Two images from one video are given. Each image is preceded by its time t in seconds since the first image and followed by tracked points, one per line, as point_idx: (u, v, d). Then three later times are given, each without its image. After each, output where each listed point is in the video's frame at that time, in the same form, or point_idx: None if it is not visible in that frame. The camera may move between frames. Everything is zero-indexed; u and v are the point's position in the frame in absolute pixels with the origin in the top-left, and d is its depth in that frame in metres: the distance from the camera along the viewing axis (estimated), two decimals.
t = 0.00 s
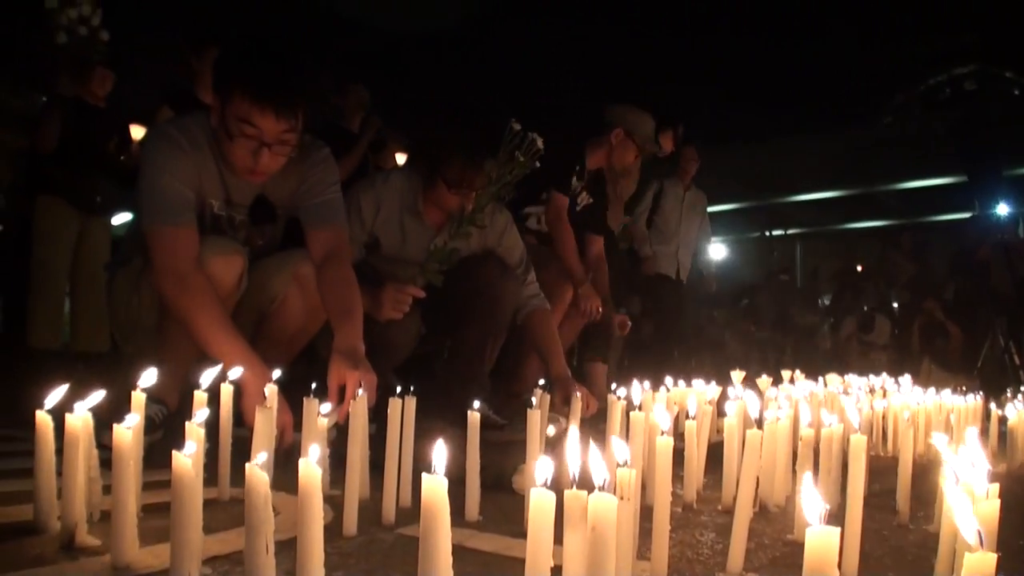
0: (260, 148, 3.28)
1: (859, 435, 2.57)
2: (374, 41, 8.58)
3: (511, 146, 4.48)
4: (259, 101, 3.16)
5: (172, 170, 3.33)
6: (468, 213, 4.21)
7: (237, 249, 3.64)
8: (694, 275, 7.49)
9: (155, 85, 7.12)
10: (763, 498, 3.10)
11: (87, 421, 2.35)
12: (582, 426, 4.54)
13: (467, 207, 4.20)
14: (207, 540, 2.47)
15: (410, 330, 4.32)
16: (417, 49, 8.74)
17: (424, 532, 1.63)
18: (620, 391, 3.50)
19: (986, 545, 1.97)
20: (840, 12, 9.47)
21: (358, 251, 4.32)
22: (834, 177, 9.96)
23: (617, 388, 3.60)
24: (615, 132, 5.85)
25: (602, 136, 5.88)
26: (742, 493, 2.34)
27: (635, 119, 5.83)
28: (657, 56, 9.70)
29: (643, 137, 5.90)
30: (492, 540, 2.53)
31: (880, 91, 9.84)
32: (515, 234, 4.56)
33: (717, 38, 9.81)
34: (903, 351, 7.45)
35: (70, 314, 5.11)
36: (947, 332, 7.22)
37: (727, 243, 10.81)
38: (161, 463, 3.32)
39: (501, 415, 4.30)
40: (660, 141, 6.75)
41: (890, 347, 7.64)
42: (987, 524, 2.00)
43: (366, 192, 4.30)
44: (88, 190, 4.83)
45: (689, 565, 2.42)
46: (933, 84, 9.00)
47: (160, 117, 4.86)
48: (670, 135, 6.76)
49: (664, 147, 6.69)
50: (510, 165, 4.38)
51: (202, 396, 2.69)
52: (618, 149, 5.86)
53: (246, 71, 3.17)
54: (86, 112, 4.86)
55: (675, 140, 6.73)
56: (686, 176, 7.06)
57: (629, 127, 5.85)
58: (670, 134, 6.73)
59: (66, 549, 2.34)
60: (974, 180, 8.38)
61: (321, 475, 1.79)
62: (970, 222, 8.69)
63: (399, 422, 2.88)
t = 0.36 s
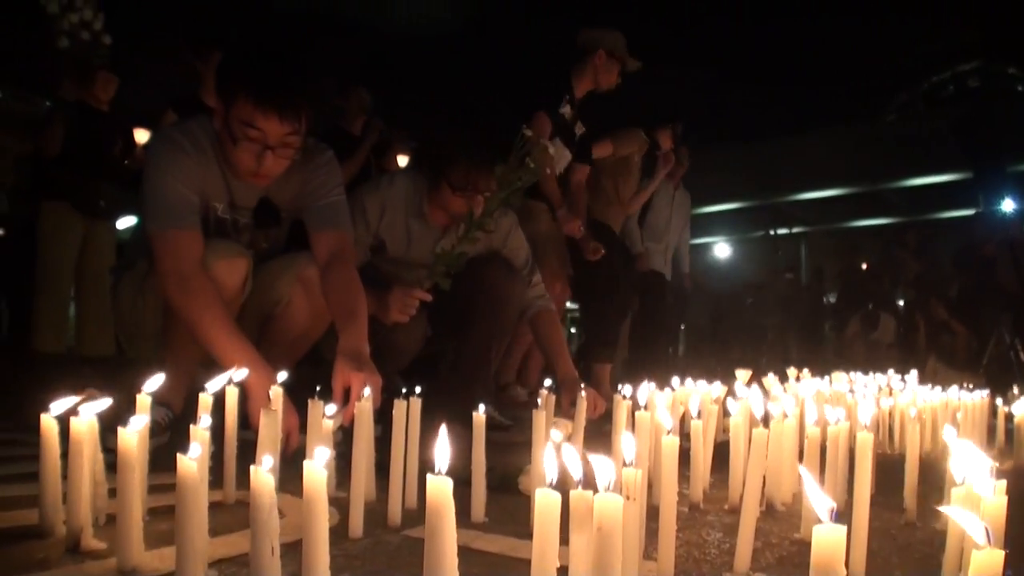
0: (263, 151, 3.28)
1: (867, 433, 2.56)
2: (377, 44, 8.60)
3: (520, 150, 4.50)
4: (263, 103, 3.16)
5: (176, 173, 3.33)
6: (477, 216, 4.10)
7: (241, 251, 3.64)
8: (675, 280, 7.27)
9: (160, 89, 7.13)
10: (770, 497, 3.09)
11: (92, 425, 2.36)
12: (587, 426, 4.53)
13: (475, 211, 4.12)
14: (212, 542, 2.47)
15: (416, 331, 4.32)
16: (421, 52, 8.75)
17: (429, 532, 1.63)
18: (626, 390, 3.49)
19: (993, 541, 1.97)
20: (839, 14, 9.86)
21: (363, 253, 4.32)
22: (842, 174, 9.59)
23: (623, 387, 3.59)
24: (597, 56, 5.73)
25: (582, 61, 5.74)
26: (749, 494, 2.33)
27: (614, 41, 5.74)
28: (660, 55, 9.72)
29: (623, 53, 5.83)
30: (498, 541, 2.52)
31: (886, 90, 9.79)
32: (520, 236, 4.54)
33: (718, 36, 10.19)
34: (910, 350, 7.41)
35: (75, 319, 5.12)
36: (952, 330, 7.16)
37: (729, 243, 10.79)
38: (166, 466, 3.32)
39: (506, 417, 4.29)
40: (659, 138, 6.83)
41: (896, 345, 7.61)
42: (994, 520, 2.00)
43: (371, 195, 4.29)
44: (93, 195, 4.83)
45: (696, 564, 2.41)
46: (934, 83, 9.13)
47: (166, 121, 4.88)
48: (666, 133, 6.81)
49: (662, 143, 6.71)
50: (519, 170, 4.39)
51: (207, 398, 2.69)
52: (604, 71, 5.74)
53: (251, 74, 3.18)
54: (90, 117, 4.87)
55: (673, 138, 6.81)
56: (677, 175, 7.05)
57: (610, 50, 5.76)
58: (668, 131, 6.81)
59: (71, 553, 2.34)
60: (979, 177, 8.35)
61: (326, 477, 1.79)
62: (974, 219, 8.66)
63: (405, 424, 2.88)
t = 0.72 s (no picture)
0: (268, 154, 3.28)
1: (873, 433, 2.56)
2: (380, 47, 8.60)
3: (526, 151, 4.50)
4: (268, 107, 3.16)
5: (182, 177, 3.33)
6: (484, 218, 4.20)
7: (247, 254, 3.64)
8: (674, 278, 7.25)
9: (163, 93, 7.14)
10: (778, 498, 3.07)
11: (97, 429, 2.34)
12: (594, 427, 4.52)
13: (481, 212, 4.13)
14: (218, 545, 2.46)
15: (423, 333, 4.33)
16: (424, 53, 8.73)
17: (435, 535, 1.62)
18: (631, 391, 3.49)
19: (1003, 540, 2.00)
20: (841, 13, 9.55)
21: (369, 255, 4.33)
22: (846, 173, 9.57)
23: (628, 389, 3.59)
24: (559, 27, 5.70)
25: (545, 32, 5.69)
26: (756, 495, 2.32)
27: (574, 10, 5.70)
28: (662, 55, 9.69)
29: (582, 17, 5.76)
30: (504, 544, 2.51)
31: (887, 90, 9.83)
32: (527, 238, 4.54)
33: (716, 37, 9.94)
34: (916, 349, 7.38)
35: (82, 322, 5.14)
36: (959, 329, 7.10)
37: (733, 242, 10.69)
38: (171, 470, 3.32)
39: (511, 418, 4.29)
40: (638, 136, 6.83)
41: (902, 344, 7.58)
42: (1002, 519, 2.05)
43: (377, 197, 4.29)
44: (97, 198, 4.83)
45: (703, 566, 2.39)
46: (940, 80, 9.17)
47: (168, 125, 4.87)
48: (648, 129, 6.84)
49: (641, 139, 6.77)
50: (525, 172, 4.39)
51: (212, 401, 2.68)
52: (569, 35, 5.70)
53: (255, 78, 3.18)
54: (93, 121, 4.87)
55: (653, 133, 6.83)
56: (670, 170, 7.13)
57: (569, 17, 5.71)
58: (647, 127, 6.85)
59: (78, 557, 2.34)
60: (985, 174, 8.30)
61: (332, 480, 1.79)
62: (981, 216, 8.61)
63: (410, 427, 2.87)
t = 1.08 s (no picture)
0: (273, 158, 3.28)
1: (882, 434, 2.54)
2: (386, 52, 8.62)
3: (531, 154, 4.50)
4: (272, 112, 3.16)
5: (187, 183, 3.34)
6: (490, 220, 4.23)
7: (254, 260, 3.64)
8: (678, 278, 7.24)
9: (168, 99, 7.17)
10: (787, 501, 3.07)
11: (105, 434, 2.34)
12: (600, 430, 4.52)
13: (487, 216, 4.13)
14: (226, 550, 2.46)
15: (431, 338, 4.35)
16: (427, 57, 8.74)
17: (444, 539, 1.62)
18: (638, 394, 3.48)
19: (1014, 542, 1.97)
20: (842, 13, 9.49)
21: (375, 260, 4.29)
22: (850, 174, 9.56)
23: (634, 392, 3.58)
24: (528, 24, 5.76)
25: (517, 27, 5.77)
26: (765, 498, 2.31)
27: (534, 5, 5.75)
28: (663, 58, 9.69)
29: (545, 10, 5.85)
30: (511, 548, 2.51)
31: (888, 91, 9.92)
32: (533, 241, 4.54)
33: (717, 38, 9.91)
34: (922, 350, 7.33)
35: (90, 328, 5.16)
36: (965, 329, 7.07)
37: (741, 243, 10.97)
38: (178, 475, 3.32)
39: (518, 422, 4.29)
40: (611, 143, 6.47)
41: (909, 345, 7.54)
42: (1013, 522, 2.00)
43: (383, 202, 4.28)
44: (103, 203, 4.85)
45: (712, 569, 2.38)
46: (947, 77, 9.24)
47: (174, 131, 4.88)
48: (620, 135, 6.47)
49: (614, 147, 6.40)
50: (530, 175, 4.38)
51: (220, 406, 2.68)
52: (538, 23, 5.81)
53: (258, 83, 3.18)
54: (99, 128, 4.89)
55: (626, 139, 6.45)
56: (661, 167, 6.69)
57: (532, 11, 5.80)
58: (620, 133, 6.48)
59: (85, 562, 2.35)
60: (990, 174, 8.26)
61: (339, 485, 1.78)
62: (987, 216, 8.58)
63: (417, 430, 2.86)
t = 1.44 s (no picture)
0: (277, 165, 3.28)
1: (888, 438, 2.53)
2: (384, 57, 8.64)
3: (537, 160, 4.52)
4: (276, 118, 3.17)
5: (191, 191, 3.34)
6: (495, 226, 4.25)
7: (259, 266, 3.65)
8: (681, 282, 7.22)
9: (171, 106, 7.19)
10: (794, 506, 3.06)
11: (110, 441, 2.33)
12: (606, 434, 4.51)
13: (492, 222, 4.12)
14: (232, 558, 2.46)
15: (436, 343, 4.35)
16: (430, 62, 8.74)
17: (450, 546, 1.62)
18: (644, 399, 3.47)
19: None
20: (843, 14, 9.44)
21: (381, 265, 4.33)
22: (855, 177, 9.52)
23: (640, 397, 3.57)
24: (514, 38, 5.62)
25: (504, 43, 5.63)
26: (772, 503, 2.30)
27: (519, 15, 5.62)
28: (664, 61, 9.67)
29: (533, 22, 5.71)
30: (517, 555, 2.50)
31: (889, 90, 9.81)
32: (538, 247, 4.54)
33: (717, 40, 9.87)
34: (928, 353, 7.28)
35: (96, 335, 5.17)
36: (970, 332, 6.95)
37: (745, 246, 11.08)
38: (184, 482, 3.31)
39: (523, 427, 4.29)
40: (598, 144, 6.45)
41: (914, 348, 7.48)
42: None
43: (388, 208, 4.28)
44: (107, 210, 4.85)
45: None
46: (949, 79, 9.16)
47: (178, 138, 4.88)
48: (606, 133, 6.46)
49: (601, 148, 6.37)
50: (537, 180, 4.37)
51: (225, 413, 2.67)
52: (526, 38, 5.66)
53: (261, 89, 3.18)
54: (102, 135, 4.89)
55: (614, 138, 6.47)
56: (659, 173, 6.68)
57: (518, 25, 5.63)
58: (606, 134, 6.50)
59: (90, 570, 2.34)
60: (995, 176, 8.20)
61: (345, 493, 1.78)
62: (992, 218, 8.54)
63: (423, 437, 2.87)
